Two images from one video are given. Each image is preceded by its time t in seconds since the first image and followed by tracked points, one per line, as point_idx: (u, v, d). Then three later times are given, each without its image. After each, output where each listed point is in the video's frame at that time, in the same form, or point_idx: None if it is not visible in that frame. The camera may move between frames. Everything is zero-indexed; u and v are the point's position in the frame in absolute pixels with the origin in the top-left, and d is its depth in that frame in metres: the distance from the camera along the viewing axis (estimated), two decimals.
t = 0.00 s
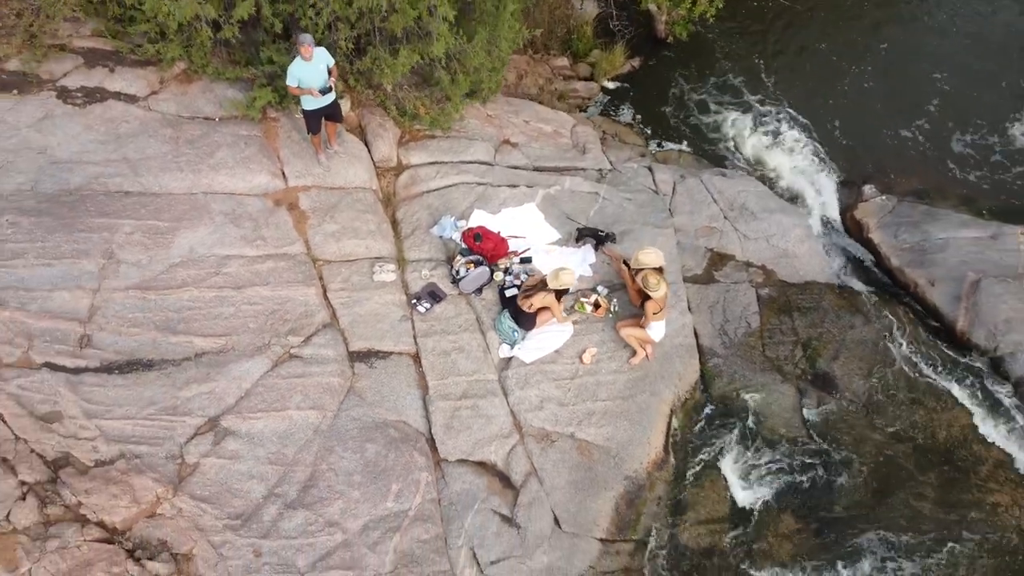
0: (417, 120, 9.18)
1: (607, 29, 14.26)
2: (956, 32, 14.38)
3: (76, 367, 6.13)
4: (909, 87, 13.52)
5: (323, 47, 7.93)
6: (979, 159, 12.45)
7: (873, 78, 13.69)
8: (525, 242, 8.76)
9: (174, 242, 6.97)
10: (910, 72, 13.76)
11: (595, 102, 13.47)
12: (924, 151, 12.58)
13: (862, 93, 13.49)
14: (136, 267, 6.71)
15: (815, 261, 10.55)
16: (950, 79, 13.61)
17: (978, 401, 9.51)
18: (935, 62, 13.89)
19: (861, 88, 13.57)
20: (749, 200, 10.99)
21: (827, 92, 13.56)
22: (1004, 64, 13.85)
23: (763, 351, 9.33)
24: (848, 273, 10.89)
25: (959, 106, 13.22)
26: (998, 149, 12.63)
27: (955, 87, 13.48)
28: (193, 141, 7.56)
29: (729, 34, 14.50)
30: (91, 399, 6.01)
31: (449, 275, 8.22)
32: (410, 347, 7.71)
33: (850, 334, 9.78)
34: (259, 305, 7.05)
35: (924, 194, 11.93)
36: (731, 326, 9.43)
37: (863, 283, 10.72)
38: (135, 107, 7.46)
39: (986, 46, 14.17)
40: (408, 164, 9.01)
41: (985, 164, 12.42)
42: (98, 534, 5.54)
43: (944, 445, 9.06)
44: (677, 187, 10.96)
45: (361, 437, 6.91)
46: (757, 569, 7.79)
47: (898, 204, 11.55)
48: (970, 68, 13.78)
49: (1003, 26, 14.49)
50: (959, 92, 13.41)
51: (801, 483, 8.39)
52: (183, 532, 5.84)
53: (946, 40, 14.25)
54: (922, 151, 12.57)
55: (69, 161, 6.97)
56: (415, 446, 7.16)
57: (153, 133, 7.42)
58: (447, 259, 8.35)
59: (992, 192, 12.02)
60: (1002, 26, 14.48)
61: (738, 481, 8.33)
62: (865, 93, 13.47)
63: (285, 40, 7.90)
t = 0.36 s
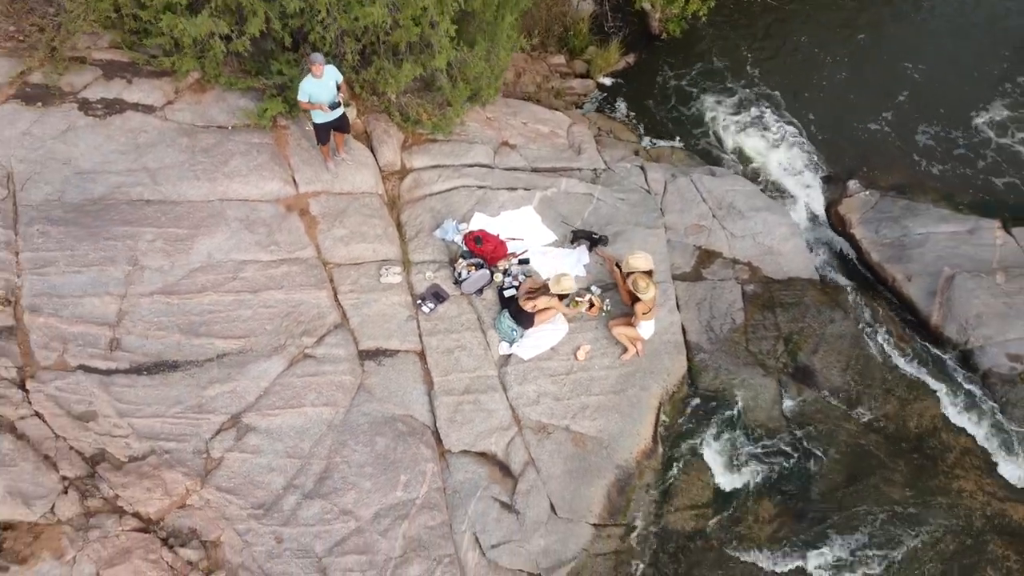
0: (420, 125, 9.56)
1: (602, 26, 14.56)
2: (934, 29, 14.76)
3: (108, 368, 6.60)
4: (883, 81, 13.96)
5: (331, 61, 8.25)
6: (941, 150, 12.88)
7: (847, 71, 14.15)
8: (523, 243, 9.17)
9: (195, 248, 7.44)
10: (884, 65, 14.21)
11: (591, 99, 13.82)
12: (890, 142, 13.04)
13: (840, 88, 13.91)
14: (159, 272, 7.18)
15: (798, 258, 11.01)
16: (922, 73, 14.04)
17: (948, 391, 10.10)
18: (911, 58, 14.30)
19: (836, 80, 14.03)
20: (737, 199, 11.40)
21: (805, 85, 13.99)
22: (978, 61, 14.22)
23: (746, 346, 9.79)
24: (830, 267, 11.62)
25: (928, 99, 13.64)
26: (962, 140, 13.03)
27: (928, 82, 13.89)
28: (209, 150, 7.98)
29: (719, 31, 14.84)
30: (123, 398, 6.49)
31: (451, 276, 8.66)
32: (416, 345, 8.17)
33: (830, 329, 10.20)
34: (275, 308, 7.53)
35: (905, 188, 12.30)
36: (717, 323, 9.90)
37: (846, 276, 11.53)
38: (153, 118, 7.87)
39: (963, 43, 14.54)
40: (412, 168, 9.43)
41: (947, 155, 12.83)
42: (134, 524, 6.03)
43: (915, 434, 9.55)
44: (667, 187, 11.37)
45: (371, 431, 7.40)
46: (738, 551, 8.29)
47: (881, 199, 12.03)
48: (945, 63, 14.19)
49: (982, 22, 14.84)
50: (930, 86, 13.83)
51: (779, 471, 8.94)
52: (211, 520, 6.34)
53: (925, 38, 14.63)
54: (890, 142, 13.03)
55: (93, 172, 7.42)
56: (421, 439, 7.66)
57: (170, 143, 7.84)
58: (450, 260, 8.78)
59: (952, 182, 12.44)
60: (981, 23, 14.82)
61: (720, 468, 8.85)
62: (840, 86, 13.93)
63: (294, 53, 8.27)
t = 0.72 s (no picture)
0: (422, 136, 9.95)
1: (598, 27, 14.81)
2: (915, 26, 15.00)
3: (135, 376, 7.05)
4: (861, 80, 14.34)
5: (336, 79, 8.62)
6: (909, 148, 13.33)
7: (825, 68, 14.52)
8: (521, 251, 9.60)
9: (212, 259, 7.88)
10: (862, 64, 14.55)
11: (587, 100, 14.20)
12: (863, 143, 13.51)
13: (820, 87, 14.30)
14: (180, 284, 7.63)
15: (783, 261, 11.32)
16: (898, 72, 14.40)
17: (921, 387, 10.66)
18: (890, 56, 14.61)
19: (815, 79, 14.39)
20: (725, 205, 11.58)
21: (787, 85, 14.38)
22: (954, 58, 14.51)
23: (731, 348, 10.23)
24: (813, 268, 12.21)
25: (901, 97, 14.02)
26: (931, 140, 13.44)
27: (904, 81, 14.25)
28: (222, 164, 8.42)
29: (712, 30, 15.07)
30: (149, 404, 6.95)
31: (453, 284, 9.07)
32: (420, 350, 8.64)
33: (811, 330, 10.64)
34: (288, 316, 7.99)
35: (888, 190, 12.71)
36: (704, 326, 10.30)
37: (829, 277, 12.09)
38: (169, 134, 8.29)
39: (943, 40, 14.79)
40: (415, 177, 9.83)
41: (915, 154, 13.26)
42: (164, 521, 6.57)
43: (888, 431, 10.09)
44: (659, 192, 11.54)
45: (380, 432, 7.91)
46: (721, 542, 8.83)
47: (866, 200, 12.41)
48: (923, 62, 14.49)
49: (965, 20, 15.05)
50: (905, 84, 14.19)
51: (761, 466, 9.48)
52: (234, 517, 6.86)
53: (907, 35, 14.87)
54: (863, 143, 13.50)
55: (115, 187, 7.83)
56: (426, 439, 8.18)
57: (186, 157, 8.27)
58: (452, 267, 9.21)
59: (919, 182, 12.90)
60: (964, 20, 15.03)
61: (705, 464, 9.38)
62: (820, 85, 14.30)
63: (302, 70, 8.66)
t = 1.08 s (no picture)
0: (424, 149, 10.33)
1: (593, 32, 15.02)
2: (893, 28, 15.41)
3: (158, 386, 7.53)
4: (839, 82, 14.73)
5: (341, 99, 8.90)
6: (878, 150, 13.82)
7: (804, 68, 14.88)
8: (518, 262, 10.07)
9: (228, 272, 8.32)
10: (841, 66, 14.94)
11: (585, 104, 14.55)
12: (838, 145, 13.98)
13: (800, 89, 14.72)
14: (199, 297, 8.07)
15: (769, 267, 11.75)
16: (875, 74, 14.82)
17: (895, 386, 11.10)
18: (868, 59, 15.01)
19: (795, 82, 14.77)
20: (714, 212, 11.96)
21: (771, 87, 14.75)
22: (929, 60, 14.95)
23: (718, 353, 10.71)
24: (799, 272, 12.64)
25: (875, 100, 14.50)
26: (902, 142, 13.93)
27: (881, 84, 14.69)
28: (235, 180, 8.81)
29: (705, 34, 15.32)
30: (172, 413, 7.44)
31: (455, 294, 9.53)
32: (424, 357, 9.12)
33: (795, 335, 11.11)
34: (300, 327, 8.45)
35: (873, 195, 13.18)
36: (693, 331, 10.79)
37: (813, 280, 12.55)
38: (184, 151, 8.67)
39: (920, 43, 15.20)
40: (418, 189, 10.22)
41: (885, 157, 13.76)
42: (190, 523, 7.09)
43: (865, 430, 10.63)
44: (651, 200, 11.87)
45: (387, 436, 8.41)
46: (706, 536, 9.44)
47: (851, 206, 12.94)
48: (901, 65, 14.92)
49: (944, 22, 15.44)
50: (880, 87, 14.63)
51: (745, 466, 10.07)
52: (253, 517, 7.38)
53: (887, 39, 15.28)
54: (839, 145, 13.96)
55: (134, 204, 8.23)
56: (430, 442, 8.68)
57: (201, 174, 8.67)
58: (454, 278, 9.66)
59: (890, 184, 13.40)
60: (942, 23, 15.42)
61: (692, 463, 9.95)
62: (800, 87, 14.71)
63: (310, 89, 8.94)
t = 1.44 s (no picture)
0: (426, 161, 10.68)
1: (589, 36, 15.01)
2: (877, 26, 15.27)
3: (178, 396, 7.98)
4: (821, 82, 14.72)
5: (347, 118, 9.23)
6: (848, 153, 13.91)
7: (784, 69, 14.87)
8: (517, 272, 10.51)
9: (241, 285, 8.74)
10: (823, 65, 14.90)
11: (582, 110, 14.78)
12: (813, 148, 14.07)
13: (783, 90, 14.73)
14: (215, 310, 8.50)
15: (756, 273, 12.18)
16: (856, 74, 14.79)
17: (874, 390, 11.60)
18: (851, 59, 14.95)
19: (776, 83, 14.78)
20: (704, 220, 12.32)
21: (756, 89, 14.76)
22: (911, 58, 14.87)
23: (706, 358, 11.21)
24: (785, 277, 12.83)
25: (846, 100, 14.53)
26: (876, 143, 13.99)
27: (863, 85, 14.66)
28: (247, 196, 9.19)
29: (699, 36, 15.25)
30: (191, 421, 7.91)
31: (455, 303, 9.96)
32: (426, 364, 9.56)
33: (779, 339, 11.62)
34: (310, 338, 8.89)
35: (860, 200, 13.33)
36: (682, 337, 11.24)
37: (798, 284, 12.80)
38: (197, 168, 9.04)
39: (903, 40, 15.11)
40: (420, 201, 10.61)
41: (855, 159, 13.85)
42: (211, 524, 7.62)
43: (844, 431, 11.15)
44: (644, 208, 12.20)
45: (393, 440, 8.91)
46: (693, 532, 10.00)
47: (836, 210, 13.10)
48: (886, 64, 14.84)
49: (929, 18, 15.25)
50: (860, 87, 14.62)
51: (731, 465, 10.60)
52: (270, 518, 7.91)
53: (876, 38, 15.15)
54: (817, 148, 14.04)
55: (151, 220, 8.62)
56: (433, 445, 9.18)
57: (214, 190, 9.05)
58: (454, 288, 10.06)
59: (861, 185, 13.54)
60: (928, 19, 15.25)
61: (679, 464, 10.48)
62: (783, 88, 14.71)
63: (318, 107, 9.33)
